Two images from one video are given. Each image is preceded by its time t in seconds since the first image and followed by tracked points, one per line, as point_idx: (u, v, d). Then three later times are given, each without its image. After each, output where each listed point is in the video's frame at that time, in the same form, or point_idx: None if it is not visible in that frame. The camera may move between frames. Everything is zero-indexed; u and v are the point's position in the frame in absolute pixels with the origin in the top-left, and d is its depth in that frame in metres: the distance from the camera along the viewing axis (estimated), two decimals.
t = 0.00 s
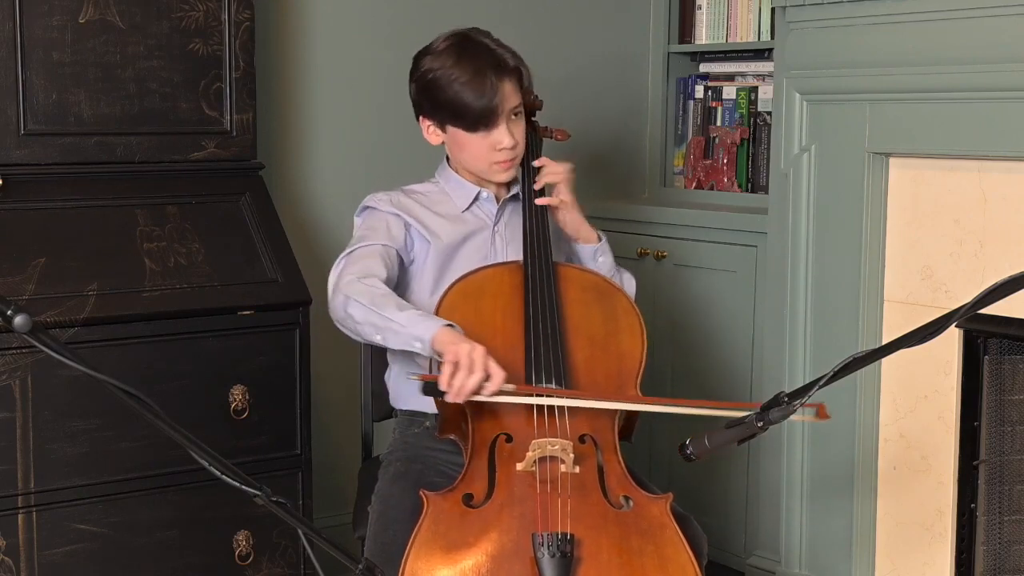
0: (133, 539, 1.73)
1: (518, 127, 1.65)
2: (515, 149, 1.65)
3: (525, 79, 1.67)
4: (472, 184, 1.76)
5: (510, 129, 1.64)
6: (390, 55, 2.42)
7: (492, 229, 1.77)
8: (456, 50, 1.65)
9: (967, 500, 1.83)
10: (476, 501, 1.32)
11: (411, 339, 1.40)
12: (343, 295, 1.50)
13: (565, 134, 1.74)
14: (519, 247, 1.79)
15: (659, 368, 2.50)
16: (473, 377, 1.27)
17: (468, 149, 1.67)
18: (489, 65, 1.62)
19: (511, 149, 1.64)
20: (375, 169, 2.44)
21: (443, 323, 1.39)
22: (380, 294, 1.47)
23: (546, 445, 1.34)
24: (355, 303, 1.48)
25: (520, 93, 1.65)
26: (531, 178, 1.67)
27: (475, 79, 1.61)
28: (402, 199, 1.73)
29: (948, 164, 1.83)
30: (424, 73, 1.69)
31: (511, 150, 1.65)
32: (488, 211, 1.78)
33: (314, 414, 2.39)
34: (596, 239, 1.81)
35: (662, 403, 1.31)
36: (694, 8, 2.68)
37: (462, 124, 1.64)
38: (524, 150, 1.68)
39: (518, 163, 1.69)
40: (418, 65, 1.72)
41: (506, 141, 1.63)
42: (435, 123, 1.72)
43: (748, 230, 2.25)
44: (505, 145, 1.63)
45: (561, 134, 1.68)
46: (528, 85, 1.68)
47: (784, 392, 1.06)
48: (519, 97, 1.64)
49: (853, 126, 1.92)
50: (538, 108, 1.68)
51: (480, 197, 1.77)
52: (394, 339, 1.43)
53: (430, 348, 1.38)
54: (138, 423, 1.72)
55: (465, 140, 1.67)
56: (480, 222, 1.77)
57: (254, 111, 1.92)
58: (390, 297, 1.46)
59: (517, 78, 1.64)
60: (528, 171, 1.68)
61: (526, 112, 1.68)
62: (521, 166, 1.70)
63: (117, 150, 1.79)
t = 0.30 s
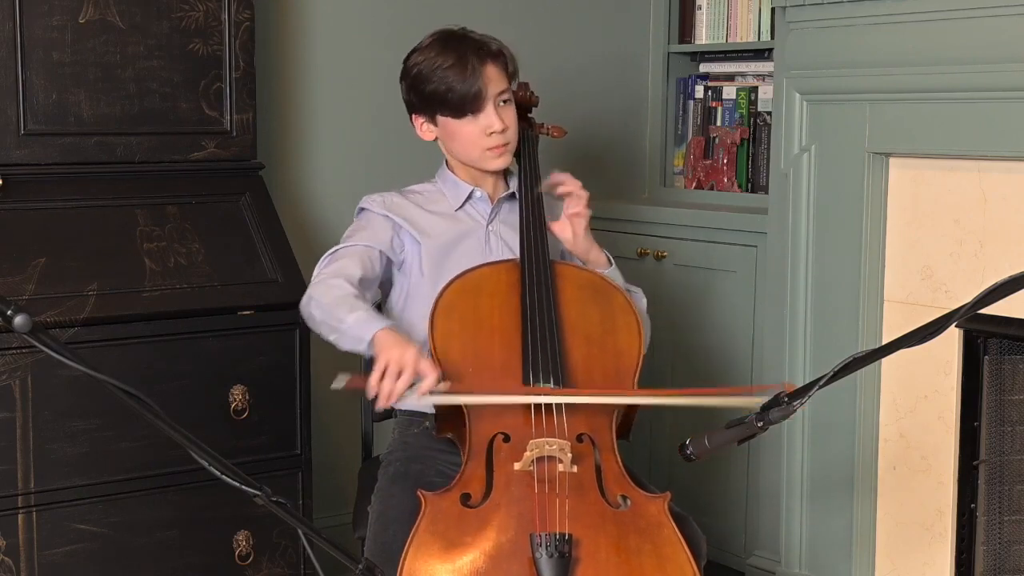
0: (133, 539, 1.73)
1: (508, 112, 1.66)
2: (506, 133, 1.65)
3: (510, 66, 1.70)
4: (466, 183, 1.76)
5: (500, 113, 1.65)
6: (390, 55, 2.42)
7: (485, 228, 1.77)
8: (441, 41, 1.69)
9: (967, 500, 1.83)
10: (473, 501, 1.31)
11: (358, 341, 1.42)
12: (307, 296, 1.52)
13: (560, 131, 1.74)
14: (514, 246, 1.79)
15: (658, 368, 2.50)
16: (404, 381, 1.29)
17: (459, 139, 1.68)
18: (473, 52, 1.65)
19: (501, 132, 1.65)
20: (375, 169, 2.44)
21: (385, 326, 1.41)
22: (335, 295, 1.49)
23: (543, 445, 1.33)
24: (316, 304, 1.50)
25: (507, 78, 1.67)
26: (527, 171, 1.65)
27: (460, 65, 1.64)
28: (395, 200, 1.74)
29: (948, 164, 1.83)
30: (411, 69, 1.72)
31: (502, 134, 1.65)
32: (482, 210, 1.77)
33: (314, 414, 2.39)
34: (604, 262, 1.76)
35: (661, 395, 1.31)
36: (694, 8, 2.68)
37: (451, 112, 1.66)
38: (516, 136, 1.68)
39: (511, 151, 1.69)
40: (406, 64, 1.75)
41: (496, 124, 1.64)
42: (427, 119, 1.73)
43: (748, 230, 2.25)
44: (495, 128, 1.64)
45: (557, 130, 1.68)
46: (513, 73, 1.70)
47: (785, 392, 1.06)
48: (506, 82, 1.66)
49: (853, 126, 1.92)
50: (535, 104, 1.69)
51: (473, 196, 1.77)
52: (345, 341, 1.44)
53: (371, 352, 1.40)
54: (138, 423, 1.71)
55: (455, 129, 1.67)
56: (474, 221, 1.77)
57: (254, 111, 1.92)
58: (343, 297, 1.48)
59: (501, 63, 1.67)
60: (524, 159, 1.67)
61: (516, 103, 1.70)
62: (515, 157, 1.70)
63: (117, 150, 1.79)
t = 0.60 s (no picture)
0: (133, 539, 1.73)
1: (507, 111, 1.66)
2: (505, 132, 1.65)
3: (508, 66, 1.70)
4: (463, 184, 1.76)
5: (499, 112, 1.65)
6: (390, 55, 2.42)
7: (482, 229, 1.76)
8: (437, 43, 1.69)
9: (967, 500, 1.83)
10: (472, 501, 1.32)
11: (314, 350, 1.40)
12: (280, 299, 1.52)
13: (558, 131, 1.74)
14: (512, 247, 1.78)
15: (658, 368, 2.50)
16: (348, 395, 1.24)
17: (458, 138, 1.67)
18: (469, 51, 1.65)
19: (500, 131, 1.64)
20: (374, 169, 2.44)
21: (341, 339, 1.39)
22: (302, 302, 1.48)
23: (542, 445, 1.33)
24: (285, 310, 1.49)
25: (505, 77, 1.67)
26: (523, 171, 1.66)
27: (457, 64, 1.64)
28: (392, 201, 1.74)
29: (948, 164, 1.83)
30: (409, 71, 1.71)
31: (501, 133, 1.65)
32: (479, 211, 1.77)
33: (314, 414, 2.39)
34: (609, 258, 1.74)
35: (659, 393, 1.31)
36: (694, 8, 2.68)
37: (449, 112, 1.66)
38: (515, 135, 1.68)
39: (511, 150, 1.68)
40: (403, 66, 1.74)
41: (495, 123, 1.64)
42: (426, 120, 1.73)
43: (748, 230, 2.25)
44: (494, 127, 1.64)
45: (553, 131, 1.69)
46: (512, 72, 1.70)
47: (785, 392, 1.07)
48: (503, 81, 1.66)
49: (852, 126, 1.92)
50: (532, 106, 1.70)
51: (471, 197, 1.77)
52: (305, 350, 1.44)
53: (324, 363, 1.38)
54: (138, 423, 1.72)
55: (454, 129, 1.67)
56: (471, 221, 1.76)
57: (255, 111, 1.92)
58: (309, 306, 1.47)
59: (499, 63, 1.67)
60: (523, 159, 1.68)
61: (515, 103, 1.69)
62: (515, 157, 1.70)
63: (117, 150, 1.79)
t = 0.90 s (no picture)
0: (133, 539, 1.73)
1: (513, 127, 1.65)
2: (510, 150, 1.64)
3: (519, 79, 1.66)
4: (465, 185, 1.75)
5: (506, 130, 1.63)
6: (390, 55, 2.42)
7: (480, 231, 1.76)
8: (449, 51, 1.65)
9: (967, 500, 1.83)
10: (473, 501, 1.32)
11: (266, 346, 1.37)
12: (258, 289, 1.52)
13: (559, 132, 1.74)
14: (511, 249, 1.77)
15: (658, 368, 2.50)
16: (291, 396, 1.20)
17: (463, 150, 1.67)
18: (482, 66, 1.62)
19: (506, 149, 1.64)
20: (375, 169, 2.44)
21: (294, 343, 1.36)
22: (266, 300, 1.46)
23: (543, 445, 1.33)
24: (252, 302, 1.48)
25: (514, 93, 1.65)
26: (524, 176, 1.65)
27: (469, 81, 1.61)
28: (392, 201, 1.75)
29: (948, 164, 1.83)
30: (418, 76, 1.68)
31: (507, 151, 1.64)
32: (479, 212, 1.76)
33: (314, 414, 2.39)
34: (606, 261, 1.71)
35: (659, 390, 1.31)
36: (694, 8, 2.68)
37: (456, 127, 1.64)
38: (520, 150, 1.67)
39: (514, 163, 1.68)
40: (411, 67, 1.71)
41: (501, 142, 1.63)
42: (430, 125, 1.72)
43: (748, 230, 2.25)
44: (500, 146, 1.63)
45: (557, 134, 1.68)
46: (522, 83, 1.67)
47: (785, 392, 1.07)
48: (512, 97, 1.64)
49: (853, 126, 1.92)
50: (535, 109, 1.67)
51: (471, 198, 1.76)
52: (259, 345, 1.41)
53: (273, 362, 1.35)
54: (138, 423, 1.72)
55: (460, 141, 1.66)
56: (471, 222, 1.76)
57: (254, 111, 1.92)
58: (271, 305, 1.45)
59: (511, 79, 1.64)
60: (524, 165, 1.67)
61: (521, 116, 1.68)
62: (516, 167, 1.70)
63: (117, 150, 1.79)
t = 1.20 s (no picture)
0: (133, 539, 1.73)
1: (515, 130, 1.65)
2: (511, 153, 1.64)
3: (522, 82, 1.66)
4: (465, 186, 1.76)
5: (507, 133, 1.63)
6: (390, 55, 2.42)
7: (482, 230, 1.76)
8: (454, 53, 1.64)
9: (967, 500, 1.83)
10: (474, 501, 1.31)
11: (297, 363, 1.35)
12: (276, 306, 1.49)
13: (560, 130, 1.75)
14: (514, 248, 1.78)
15: (658, 368, 2.50)
16: (335, 409, 1.17)
17: (464, 151, 1.67)
18: (485, 69, 1.61)
19: (506, 153, 1.63)
20: (375, 169, 2.44)
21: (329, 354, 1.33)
22: (291, 314, 1.43)
23: (543, 445, 1.33)
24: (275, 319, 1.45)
25: (517, 96, 1.64)
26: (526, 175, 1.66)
27: (472, 84, 1.60)
28: (392, 203, 1.74)
29: (948, 164, 1.83)
30: (421, 76, 1.67)
31: (508, 154, 1.64)
32: (482, 212, 1.77)
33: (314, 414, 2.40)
34: (600, 222, 1.76)
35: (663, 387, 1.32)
36: (694, 8, 2.68)
37: (458, 129, 1.64)
38: (522, 153, 1.67)
39: (515, 166, 1.69)
40: (415, 66, 1.70)
41: (502, 145, 1.63)
42: (431, 125, 1.71)
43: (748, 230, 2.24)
44: (500, 149, 1.63)
45: (557, 133, 1.68)
46: (525, 86, 1.67)
47: (785, 392, 1.07)
48: (515, 101, 1.63)
49: (852, 126, 1.92)
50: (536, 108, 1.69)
51: (473, 198, 1.76)
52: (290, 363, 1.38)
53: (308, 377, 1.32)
54: (138, 423, 1.72)
55: (461, 142, 1.66)
56: (472, 222, 1.76)
57: (254, 111, 1.92)
58: (297, 319, 1.42)
59: (514, 82, 1.63)
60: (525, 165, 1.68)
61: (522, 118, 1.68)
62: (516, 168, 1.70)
63: (117, 150, 1.79)
